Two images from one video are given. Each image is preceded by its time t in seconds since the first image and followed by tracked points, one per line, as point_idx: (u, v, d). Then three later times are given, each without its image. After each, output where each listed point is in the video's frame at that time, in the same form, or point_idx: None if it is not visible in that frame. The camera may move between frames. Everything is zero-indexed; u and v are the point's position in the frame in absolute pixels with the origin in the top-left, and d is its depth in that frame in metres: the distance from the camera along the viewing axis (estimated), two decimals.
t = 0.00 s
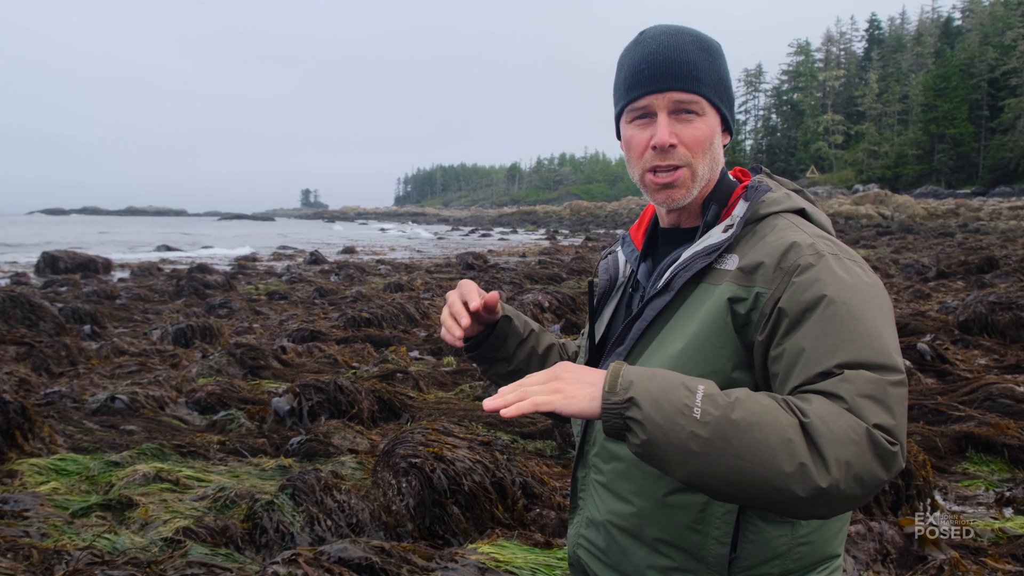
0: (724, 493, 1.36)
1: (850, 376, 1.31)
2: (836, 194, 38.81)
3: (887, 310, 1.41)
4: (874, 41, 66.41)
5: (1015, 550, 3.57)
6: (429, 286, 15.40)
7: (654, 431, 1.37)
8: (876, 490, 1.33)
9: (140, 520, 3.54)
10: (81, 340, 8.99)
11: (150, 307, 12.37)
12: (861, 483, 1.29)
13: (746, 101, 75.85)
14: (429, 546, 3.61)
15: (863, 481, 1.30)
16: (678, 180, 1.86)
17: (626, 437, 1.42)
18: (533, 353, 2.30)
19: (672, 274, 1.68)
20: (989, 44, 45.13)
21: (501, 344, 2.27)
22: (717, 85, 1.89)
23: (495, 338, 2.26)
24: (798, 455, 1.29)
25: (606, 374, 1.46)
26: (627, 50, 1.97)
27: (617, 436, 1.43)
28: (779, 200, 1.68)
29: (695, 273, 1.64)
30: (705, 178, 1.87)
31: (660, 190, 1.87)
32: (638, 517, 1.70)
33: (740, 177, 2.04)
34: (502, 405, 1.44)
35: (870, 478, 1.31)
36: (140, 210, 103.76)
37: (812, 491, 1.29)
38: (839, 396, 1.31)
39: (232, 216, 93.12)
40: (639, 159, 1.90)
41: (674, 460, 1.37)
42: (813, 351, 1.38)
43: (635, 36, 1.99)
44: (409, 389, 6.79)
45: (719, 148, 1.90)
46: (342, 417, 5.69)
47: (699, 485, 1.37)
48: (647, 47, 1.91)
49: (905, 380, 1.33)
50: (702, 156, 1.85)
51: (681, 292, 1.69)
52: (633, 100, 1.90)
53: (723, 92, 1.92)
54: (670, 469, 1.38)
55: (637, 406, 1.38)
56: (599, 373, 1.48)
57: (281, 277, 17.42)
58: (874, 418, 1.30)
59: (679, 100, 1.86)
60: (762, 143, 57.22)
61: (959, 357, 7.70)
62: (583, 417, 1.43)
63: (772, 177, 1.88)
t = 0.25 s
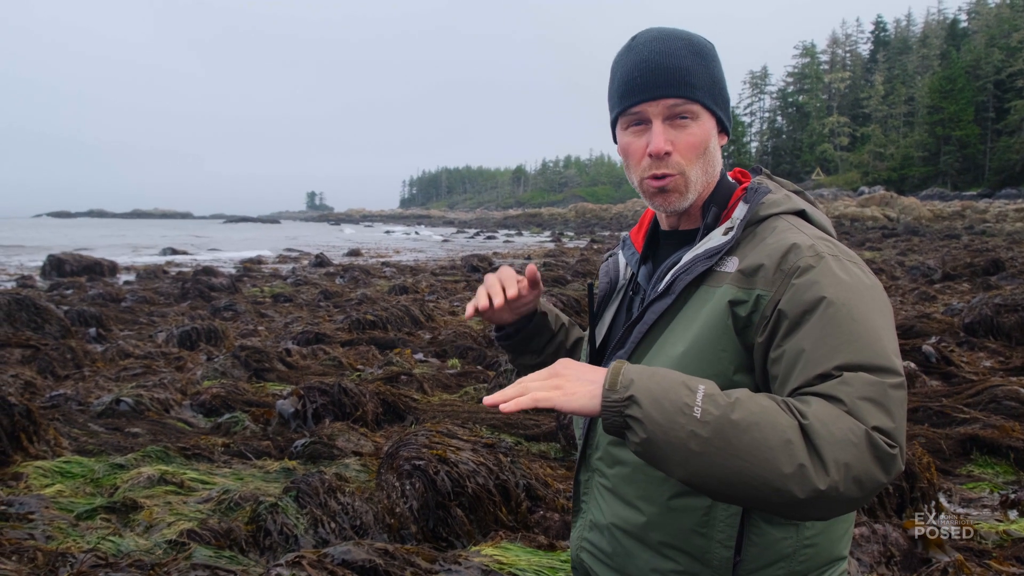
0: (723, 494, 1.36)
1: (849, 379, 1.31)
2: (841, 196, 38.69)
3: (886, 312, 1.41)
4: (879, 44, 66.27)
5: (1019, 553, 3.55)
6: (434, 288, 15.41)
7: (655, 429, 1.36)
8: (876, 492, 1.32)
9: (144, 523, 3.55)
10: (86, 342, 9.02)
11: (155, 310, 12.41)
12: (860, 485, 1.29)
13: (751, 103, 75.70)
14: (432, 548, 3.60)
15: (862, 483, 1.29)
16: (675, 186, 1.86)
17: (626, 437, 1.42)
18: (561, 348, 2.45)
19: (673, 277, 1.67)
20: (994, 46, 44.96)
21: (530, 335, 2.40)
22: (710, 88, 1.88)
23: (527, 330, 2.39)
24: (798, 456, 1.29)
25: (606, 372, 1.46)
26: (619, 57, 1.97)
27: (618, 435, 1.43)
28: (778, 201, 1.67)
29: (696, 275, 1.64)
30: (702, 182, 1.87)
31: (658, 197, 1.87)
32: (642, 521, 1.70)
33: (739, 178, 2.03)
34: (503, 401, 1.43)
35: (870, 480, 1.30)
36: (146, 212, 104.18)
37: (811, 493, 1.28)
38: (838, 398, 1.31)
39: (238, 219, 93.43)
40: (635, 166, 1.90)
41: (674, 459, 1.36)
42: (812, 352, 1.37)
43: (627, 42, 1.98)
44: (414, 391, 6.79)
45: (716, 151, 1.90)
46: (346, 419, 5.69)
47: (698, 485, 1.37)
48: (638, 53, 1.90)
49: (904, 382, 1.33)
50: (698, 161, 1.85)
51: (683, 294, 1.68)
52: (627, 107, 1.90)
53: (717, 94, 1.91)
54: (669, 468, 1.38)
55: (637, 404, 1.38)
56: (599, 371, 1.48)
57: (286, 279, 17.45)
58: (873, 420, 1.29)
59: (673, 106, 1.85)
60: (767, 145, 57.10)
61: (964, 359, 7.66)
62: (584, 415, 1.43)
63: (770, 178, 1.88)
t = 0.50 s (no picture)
0: (723, 489, 1.35)
1: (848, 375, 1.30)
2: (846, 197, 38.58)
3: (887, 311, 1.40)
4: (883, 44, 66.07)
5: None
6: (438, 290, 15.42)
7: (653, 424, 1.36)
8: (877, 489, 1.32)
9: (148, 525, 3.56)
10: (91, 345, 9.04)
11: (160, 312, 12.44)
12: (861, 481, 1.28)
13: (755, 104, 75.57)
14: (436, 550, 3.60)
15: (863, 478, 1.28)
16: (675, 191, 1.85)
17: (626, 433, 1.41)
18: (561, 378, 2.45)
19: (675, 278, 1.67)
20: (999, 46, 44.78)
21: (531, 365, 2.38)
22: (709, 92, 1.88)
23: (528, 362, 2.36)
24: (798, 451, 1.28)
25: (606, 369, 1.46)
26: (617, 62, 1.97)
27: (616, 431, 1.43)
28: (779, 202, 1.67)
29: (698, 277, 1.63)
30: (701, 186, 1.87)
31: (658, 202, 1.87)
32: (648, 523, 1.69)
33: (739, 179, 2.03)
34: (501, 399, 1.44)
35: (871, 476, 1.29)
36: (151, 215, 104.55)
37: (811, 488, 1.28)
38: (838, 394, 1.30)
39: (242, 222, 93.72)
40: (635, 172, 1.90)
41: (673, 455, 1.36)
42: (812, 349, 1.37)
43: (624, 47, 1.98)
44: (418, 393, 6.78)
45: (715, 154, 1.90)
46: (350, 422, 5.69)
47: (698, 481, 1.36)
48: (636, 58, 1.90)
49: (905, 379, 1.32)
50: (696, 166, 1.85)
51: (685, 296, 1.68)
52: (625, 113, 1.90)
53: (715, 98, 1.91)
54: (669, 464, 1.37)
55: (636, 399, 1.38)
56: (599, 368, 1.48)
57: (291, 282, 17.49)
58: (873, 415, 1.29)
59: (671, 112, 1.85)
60: (772, 146, 56.99)
61: (969, 360, 7.63)
62: (583, 411, 1.43)
63: (771, 180, 1.87)
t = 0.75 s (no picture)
0: (722, 487, 1.34)
1: (849, 375, 1.30)
2: (851, 199, 38.47)
3: (889, 313, 1.40)
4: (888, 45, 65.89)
5: None
6: (442, 292, 15.43)
7: (654, 420, 1.35)
8: (878, 490, 1.31)
9: (153, 526, 3.57)
10: (96, 347, 9.08)
11: (165, 314, 12.48)
12: (862, 481, 1.27)
13: (760, 106, 75.42)
14: (440, 552, 3.60)
15: (863, 479, 1.28)
16: (678, 192, 1.85)
17: (627, 430, 1.41)
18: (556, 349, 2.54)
19: (679, 280, 1.67)
20: (1005, 47, 44.61)
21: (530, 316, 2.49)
22: (713, 95, 1.87)
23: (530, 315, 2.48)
24: (798, 449, 1.28)
25: (607, 366, 1.46)
26: (620, 64, 1.96)
27: (616, 427, 1.42)
28: (782, 205, 1.66)
29: (702, 279, 1.63)
30: (704, 189, 1.86)
31: (661, 204, 1.87)
32: (649, 524, 1.68)
33: (742, 182, 2.03)
34: (503, 394, 1.44)
35: (872, 476, 1.28)
36: (156, 217, 104.95)
37: (811, 487, 1.27)
38: (838, 394, 1.30)
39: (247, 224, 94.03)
40: (638, 173, 1.89)
41: (673, 452, 1.35)
42: (814, 350, 1.37)
43: (629, 49, 1.97)
44: (422, 395, 6.79)
45: (718, 157, 1.90)
46: (355, 423, 5.70)
47: (697, 478, 1.36)
48: (640, 60, 1.90)
49: (907, 381, 1.31)
50: (699, 168, 1.85)
51: (687, 299, 1.67)
52: (629, 114, 1.89)
53: (719, 101, 1.90)
54: (669, 461, 1.37)
55: (637, 395, 1.37)
56: (601, 364, 1.47)
57: (296, 284, 17.54)
58: (875, 416, 1.28)
59: (675, 113, 1.85)
60: (777, 148, 56.89)
61: (974, 362, 7.59)
62: (583, 408, 1.42)
63: (774, 183, 1.87)
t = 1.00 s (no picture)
0: (723, 491, 1.34)
1: (852, 380, 1.30)
2: (857, 201, 38.33)
3: (893, 318, 1.39)
4: (895, 47, 65.62)
5: None
6: (448, 294, 15.43)
7: (655, 424, 1.35)
8: (879, 494, 1.30)
9: (158, 527, 3.58)
10: (102, 349, 9.12)
11: (171, 316, 12.52)
12: (863, 485, 1.27)
13: (765, 108, 75.21)
14: (444, 554, 3.60)
15: (863, 484, 1.27)
16: (683, 195, 1.85)
17: (628, 433, 1.41)
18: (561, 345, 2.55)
19: (684, 283, 1.66)
20: (1012, 49, 44.37)
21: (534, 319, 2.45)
22: (717, 97, 1.87)
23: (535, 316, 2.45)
24: (799, 453, 1.27)
25: (609, 369, 1.46)
26: (624, 68, 1.96)
27: (618, 431, 1.42)
28: (787, 209, 1.65)
29: (706, 282, 1.62)
30: (709, 191, 1.86)
31: (665, 206, 1.86)
32: (652, 526, 1.68)
33: (747, 185, 2.02)
34: (505, 396, 1.44)
35: (873, 481, 1.28)
36: (163, 219, 105.40)
37: (813, 491, 1.26)
38: (840, 398, 1.29)
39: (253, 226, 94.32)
40: (643, 176, 1.89)
41: (674, 455, 1.35)
42: (816, 354, 1.36)
43: (633, 53, 1.97)
44: (427, 397, 6.79)
45: (723, 159, 1.89)
46: (360, 425, 5.71)
47: (698, 482, 1.35)
48: (644, 63, 1.90)
49: (909, 386, 1.31)
50: (704, 170, 1.84)
51: (692, 301, 1.67)
52: (633, 117, 1.89)
53: (723, 103, 1.90)
54: (670, 464, 1.37)
55: (638, 398, 1.37)
56: (603, 367, 1.47)
57: (301, 285, 17.58)
58: (876, 420, 1.27)
59: (679, 116, 1.84)
60: (783, 150, 56.72)
61: (981, 364, 7.55)
62: (585, 411, 1.42)
63: (778, 186, 1.87)
